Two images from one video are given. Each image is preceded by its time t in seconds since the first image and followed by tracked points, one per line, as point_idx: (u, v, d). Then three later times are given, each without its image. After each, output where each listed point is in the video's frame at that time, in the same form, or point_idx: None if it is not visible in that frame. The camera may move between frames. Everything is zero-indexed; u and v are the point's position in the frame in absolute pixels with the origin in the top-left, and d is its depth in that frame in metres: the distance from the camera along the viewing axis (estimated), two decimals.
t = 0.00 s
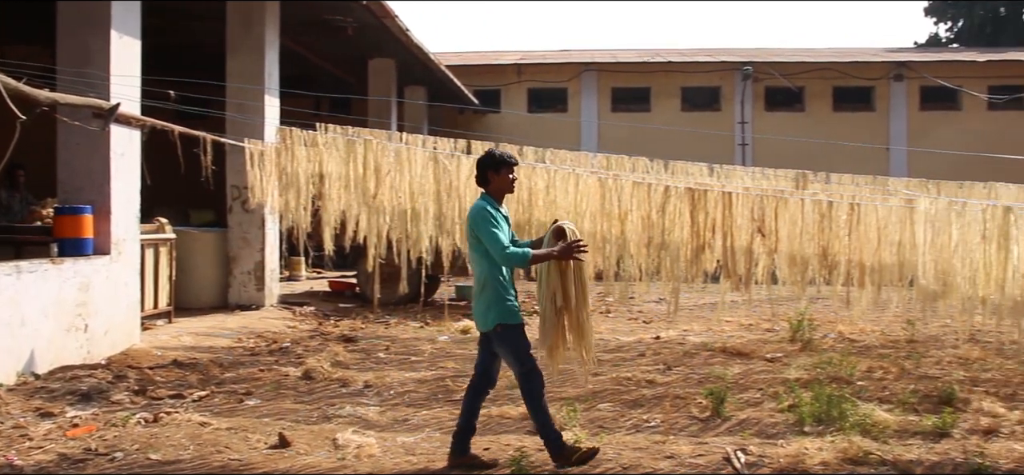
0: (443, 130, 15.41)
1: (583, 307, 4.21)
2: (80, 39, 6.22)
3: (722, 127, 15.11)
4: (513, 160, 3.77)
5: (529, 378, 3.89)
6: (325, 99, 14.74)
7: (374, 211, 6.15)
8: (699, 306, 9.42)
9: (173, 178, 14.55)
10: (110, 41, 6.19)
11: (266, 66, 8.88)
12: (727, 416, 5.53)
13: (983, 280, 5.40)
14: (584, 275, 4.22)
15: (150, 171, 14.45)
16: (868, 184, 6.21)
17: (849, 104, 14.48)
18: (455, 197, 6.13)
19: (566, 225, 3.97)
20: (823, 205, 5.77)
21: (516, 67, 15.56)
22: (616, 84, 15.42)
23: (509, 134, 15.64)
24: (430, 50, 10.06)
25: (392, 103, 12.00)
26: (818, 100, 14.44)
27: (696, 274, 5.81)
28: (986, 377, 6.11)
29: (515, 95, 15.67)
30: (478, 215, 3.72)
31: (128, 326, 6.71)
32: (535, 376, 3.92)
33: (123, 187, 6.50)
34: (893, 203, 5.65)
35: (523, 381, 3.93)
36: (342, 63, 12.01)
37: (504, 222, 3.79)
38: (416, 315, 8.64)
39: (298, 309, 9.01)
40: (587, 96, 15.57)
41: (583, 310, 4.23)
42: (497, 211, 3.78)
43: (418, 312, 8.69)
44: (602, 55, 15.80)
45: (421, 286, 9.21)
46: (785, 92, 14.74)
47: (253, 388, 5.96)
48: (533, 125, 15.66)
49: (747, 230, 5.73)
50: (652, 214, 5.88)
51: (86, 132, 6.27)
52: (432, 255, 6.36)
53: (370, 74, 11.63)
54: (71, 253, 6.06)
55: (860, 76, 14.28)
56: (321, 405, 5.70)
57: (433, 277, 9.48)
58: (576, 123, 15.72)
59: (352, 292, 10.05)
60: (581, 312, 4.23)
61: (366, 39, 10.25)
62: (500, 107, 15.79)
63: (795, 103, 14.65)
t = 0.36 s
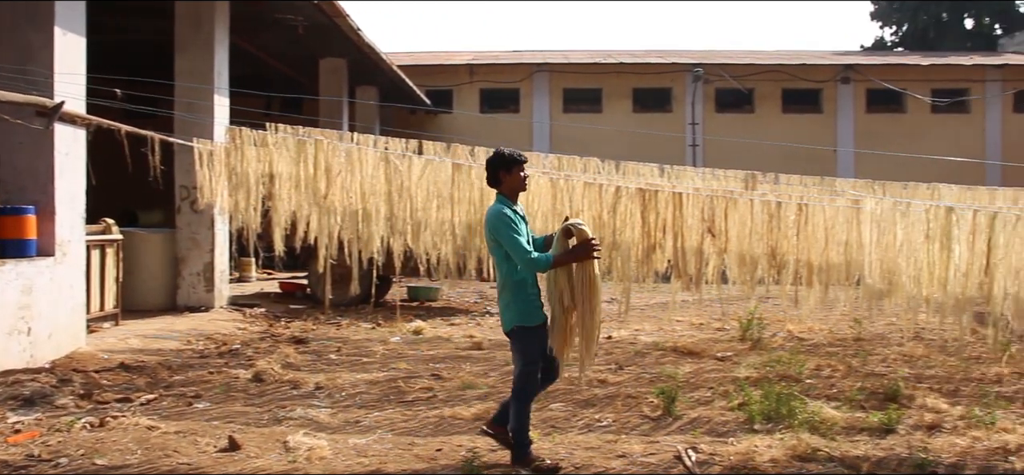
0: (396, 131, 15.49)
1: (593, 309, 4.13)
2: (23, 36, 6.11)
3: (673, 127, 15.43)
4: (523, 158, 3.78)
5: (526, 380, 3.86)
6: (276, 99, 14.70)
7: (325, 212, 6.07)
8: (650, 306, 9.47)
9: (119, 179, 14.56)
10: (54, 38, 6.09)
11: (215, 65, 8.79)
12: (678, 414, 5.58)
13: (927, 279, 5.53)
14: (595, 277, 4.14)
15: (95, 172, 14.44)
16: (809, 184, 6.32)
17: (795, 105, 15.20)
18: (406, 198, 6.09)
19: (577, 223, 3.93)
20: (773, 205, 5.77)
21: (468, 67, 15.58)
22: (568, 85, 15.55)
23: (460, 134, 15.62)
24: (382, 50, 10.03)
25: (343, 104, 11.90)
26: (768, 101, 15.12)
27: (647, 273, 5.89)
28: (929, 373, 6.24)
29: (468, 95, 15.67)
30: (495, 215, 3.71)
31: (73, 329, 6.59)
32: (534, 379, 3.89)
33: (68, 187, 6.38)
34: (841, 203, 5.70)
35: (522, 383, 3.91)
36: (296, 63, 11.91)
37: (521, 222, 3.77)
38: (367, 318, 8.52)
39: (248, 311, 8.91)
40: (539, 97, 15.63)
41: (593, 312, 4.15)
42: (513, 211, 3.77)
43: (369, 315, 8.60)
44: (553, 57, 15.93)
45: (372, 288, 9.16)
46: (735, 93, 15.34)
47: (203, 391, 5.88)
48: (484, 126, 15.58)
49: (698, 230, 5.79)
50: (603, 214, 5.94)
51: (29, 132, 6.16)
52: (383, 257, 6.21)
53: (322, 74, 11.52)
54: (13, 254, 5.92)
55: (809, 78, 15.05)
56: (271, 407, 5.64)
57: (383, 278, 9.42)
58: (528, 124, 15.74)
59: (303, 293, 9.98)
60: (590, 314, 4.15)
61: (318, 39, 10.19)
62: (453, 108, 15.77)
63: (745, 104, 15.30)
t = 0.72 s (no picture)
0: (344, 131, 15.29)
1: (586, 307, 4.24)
2: None
3: (624, 129, 15.52)
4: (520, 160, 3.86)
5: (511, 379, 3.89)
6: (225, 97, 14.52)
7: (274, 213, 6.03)
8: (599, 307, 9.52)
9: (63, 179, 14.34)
10: None
11: (162, 63, 8.67)
12: (629, 413, 5.61)
13: (872, 278, 5.60)
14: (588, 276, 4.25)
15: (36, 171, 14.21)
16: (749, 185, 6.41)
17: (745, 106, 15.45)
18: (356, 198, 6.08)
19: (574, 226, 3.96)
20: (722, 206, 5.82)
21: (420, 68, 15.47)
22: (519, 85, 15.51)
23: (411, 135, 15.43)
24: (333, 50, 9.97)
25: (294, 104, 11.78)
26: (718, 103, 15.33)
27: (597, 272, 5.96)
28: (874, 371, 6.36)
29: (418, 96, 15.54)
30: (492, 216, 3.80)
31: (15, 333, 6.44)
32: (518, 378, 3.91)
33: (9, 187, 6.26)
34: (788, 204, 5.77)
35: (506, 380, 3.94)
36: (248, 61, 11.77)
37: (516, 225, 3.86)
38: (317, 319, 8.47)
39: (196, 313, 8.79)
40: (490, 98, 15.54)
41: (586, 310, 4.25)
42: (511, 213, 3.85)
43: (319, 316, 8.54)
44: (504, 58, 15.95)
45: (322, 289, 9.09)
46: (686, 94, 15.50)
47: (150, 395, 5.80)
48: (434, 125, 15.50)
49: (647, 230, 5.81)
50: (554, 215, 6.19)
51: None
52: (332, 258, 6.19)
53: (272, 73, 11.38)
54: None
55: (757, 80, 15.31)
56: (220, 410, 5.57)
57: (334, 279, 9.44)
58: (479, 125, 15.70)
59: (253, 294, 9.89)
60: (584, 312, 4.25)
61: (268, 39, 10.09)
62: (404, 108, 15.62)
63: (694, 106, 15.51)
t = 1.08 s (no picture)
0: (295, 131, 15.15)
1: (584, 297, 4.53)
2: None
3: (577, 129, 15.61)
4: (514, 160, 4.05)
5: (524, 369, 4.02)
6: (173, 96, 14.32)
7: (223, 214, 5.96)
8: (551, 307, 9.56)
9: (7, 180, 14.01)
10: None
11: (108, 61, 8.53)
12: (581, 413, 5.63)
13: (820, 278, 5.64)
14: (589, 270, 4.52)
15: None
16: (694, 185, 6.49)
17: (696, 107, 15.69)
18: (307, 198, 6.01)
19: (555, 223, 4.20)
20: (671, 206, 5.88)
21: (371, 67, 15.36)
22: (471, 86, 15.51)
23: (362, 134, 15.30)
24: (284, 49, 9.89)
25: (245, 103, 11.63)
26: (670, 104, 15.59)
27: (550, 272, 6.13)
28: (822, 369, 6.45)
29: (371, 96, 15.45)
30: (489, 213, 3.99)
31: None
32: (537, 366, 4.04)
33: None
34: (738, 204, 5.79)
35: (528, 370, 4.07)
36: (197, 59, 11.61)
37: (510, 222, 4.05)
38: (268, 320, 8.41)
39: (144, 316, 8.65)
40: (443, 99, 15.50)
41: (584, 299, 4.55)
42: (506, 211, 4.05)
43: (270, 317, 8.48)
44: (457, 58, 15.94)
45: (273, 290, 9.00)
46: (637, 96, 15.68)
47: (96, 399, 5.69)
48: (385, 125, 15.41)
49: (599, 230, 5.94)
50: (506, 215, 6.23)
51: None
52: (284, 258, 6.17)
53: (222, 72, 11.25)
54: None
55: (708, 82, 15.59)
56: (169, 414, 5.49)
57: (285, 279, 9.38)
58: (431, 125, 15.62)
59: (203, 296, 9.78)
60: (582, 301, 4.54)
61: (218, 37, 9.98)
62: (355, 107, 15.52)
63: (647, 107, 15.70)
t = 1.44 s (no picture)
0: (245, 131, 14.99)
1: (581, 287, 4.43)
2: None
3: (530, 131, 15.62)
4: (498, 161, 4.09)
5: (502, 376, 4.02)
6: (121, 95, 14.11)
7: (172, 214, 5.95)
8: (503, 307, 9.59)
9: None
10: None
11: (52, 58, 8.38)
12: (534, 413, 5.64)
13: (770, 278, 5.69)
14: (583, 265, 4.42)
15: None
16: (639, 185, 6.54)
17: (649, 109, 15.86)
18: (258, 199, 5.97)
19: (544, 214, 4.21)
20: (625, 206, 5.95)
21: (323, 67, 15.21)
22: (425, 86, 15.46)
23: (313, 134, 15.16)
24: (235, 47, 9.78)
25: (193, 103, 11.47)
26: (622, 106, 15.71)
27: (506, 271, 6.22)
28: (772, 368, 6.54)
29: (322, 96, 15.29)
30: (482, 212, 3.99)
31: None
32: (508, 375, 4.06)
33: None
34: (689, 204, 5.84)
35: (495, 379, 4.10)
36: (139, 56, 11.39)
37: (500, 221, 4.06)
38: (219, 322, 8.32)
39: (90, 318, 8.50)
40: (395, 99, 15.41)
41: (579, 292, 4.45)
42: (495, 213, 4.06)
43: (220, 319, 8.38)
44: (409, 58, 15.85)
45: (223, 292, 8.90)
46: (590, 96, 15.73)
47: (40, 404, 5.58)
48: (336, 126, 15.32)
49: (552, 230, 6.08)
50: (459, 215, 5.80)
51: None
52: (234, 259, 6.21)
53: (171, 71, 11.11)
54: None
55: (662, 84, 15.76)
56: (116, 418, 5.40)
57: (236, 280, 9.29)
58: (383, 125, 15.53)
59: (151, 298, 9.65)
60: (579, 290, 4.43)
61: (168, 35, 9.84)
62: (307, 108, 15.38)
63: (599, 107, 15.79)
